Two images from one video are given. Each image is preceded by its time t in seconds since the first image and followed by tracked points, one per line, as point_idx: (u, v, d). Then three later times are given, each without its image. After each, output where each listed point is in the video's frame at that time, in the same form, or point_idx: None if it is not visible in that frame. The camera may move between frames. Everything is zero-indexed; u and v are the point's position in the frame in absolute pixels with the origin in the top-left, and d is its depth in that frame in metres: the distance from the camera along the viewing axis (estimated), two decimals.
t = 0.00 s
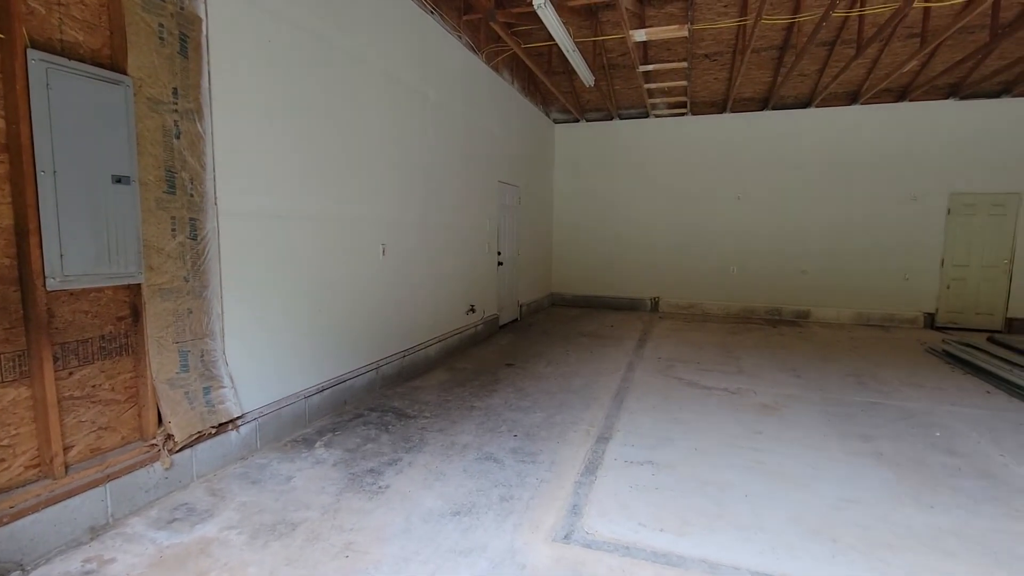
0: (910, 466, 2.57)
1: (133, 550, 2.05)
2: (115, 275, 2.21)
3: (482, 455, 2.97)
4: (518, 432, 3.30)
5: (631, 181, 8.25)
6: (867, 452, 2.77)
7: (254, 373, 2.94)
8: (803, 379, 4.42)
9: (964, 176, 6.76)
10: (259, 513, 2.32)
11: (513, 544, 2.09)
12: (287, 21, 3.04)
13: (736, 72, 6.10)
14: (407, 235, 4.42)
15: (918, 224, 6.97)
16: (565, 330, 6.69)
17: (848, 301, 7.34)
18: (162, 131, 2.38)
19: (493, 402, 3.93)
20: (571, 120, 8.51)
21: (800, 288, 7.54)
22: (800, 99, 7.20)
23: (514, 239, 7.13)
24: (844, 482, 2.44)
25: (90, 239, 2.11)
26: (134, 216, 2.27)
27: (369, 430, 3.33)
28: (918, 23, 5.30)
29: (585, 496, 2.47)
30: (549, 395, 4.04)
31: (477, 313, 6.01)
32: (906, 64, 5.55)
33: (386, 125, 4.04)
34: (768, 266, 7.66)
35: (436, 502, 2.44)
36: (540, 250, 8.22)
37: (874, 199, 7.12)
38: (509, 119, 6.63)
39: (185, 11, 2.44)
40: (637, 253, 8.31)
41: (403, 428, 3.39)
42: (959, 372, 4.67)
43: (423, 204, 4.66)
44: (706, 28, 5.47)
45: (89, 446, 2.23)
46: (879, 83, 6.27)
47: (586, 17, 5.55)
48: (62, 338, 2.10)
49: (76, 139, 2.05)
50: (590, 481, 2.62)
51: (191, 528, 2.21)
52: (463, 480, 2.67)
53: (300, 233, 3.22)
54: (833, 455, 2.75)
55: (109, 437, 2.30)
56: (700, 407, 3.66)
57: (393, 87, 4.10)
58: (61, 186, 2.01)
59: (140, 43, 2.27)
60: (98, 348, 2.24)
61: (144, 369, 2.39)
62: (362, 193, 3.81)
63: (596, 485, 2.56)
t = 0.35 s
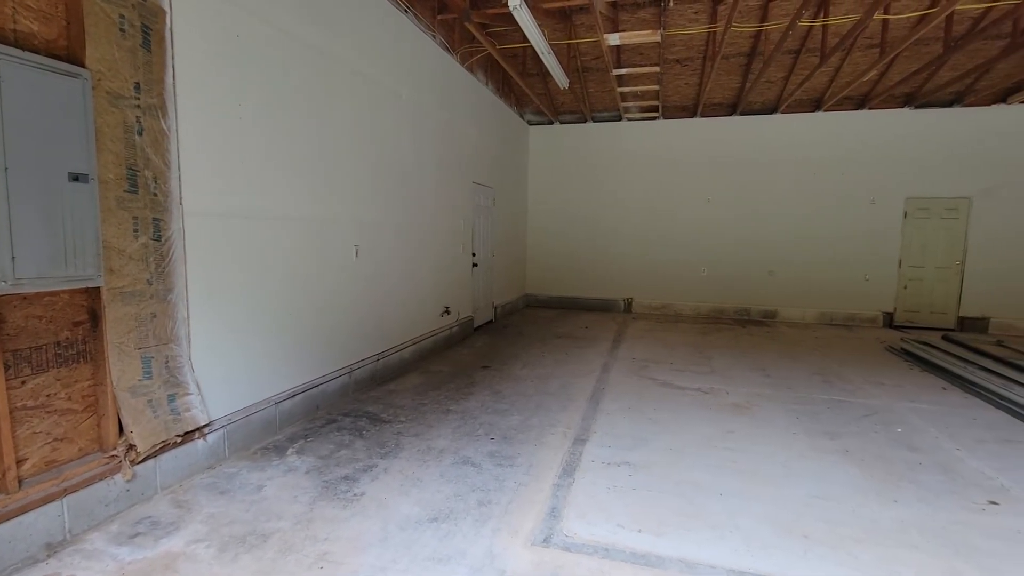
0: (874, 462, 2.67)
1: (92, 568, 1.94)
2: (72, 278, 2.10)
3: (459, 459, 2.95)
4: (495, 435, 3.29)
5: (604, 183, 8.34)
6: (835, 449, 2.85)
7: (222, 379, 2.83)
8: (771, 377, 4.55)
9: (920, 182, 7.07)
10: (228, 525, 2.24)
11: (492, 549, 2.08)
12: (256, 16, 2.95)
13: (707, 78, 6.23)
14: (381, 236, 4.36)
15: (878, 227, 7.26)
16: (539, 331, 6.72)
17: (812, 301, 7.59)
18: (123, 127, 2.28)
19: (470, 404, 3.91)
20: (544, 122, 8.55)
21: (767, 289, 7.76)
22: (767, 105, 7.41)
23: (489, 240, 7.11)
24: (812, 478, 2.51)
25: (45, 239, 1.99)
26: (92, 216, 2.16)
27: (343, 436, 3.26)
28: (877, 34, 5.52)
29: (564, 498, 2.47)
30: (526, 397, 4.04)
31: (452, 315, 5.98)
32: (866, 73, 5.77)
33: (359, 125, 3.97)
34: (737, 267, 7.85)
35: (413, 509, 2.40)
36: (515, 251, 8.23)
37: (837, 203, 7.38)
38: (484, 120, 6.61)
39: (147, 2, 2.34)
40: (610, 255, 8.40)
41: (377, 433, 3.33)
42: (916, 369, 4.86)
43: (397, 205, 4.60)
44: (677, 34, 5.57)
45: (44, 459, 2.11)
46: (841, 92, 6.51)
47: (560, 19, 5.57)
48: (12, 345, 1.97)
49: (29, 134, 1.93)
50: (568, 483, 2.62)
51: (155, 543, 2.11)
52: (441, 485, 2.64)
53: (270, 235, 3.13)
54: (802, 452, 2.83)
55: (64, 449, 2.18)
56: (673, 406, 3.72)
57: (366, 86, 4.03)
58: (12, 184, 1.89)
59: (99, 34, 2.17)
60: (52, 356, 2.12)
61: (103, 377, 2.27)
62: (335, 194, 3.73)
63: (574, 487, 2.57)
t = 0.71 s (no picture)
0: (838, 455, 2.77)
1: None
2: (21, 280, 1.98)
3: (434, 462, 2.92)
4: (469, 437, 3.27)
5: (577, 185, 8.42)
6: (800, 444, 2.95)
7: (185, 386, 2.73)
8: (740, 375, 4.67)
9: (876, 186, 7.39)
10: (192, 538, 2.15)
11: (469, 553, 2.06)
12: (221, 9, 2.85)
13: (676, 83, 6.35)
14: (352, 237, 4.28)
15: (838, 229, 7.56)
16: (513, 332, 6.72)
17: (777, 300, 7.84)
18: (77, 122, 2.17)
19: (444, 407, 3.87)
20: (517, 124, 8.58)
21: (734, 289, 7.97)
22: (733, 110, 7.62)
23: (461, 241, 7.07)
24: (780, 473, 2.58)
25: None
26: (43, 215, 2.04)
27: (314, 442, 3.18)
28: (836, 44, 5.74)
29: (540, 499, 2.47)
30: (500, 398, 4.03)
31: (425, 316, 5.92)
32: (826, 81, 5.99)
33: (329, 123, 3.89)
34: (705, 268, 8.04)
35: (388, 515, 2.36)
36: (488, 252, 8.21)
37: (799, 206, 7.65)
38: (456, 121, 6.58)
39: None
40: (583, 256, 8.49)
41: (350, 438, 3.27)
42: (874, 365, 5.06)
43: (369, 205, 4.53)
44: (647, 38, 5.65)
45: None
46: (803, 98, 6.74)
47: (533, 21, 5.60)
48: None
49: None
50: (543, 483, 2.63)
51: (114, 558, 2.01)
52: (416, 490, 2.61)
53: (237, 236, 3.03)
54: (770, 448, 2.91)
55: (14, 462, 2.05)
56: (646, 405, 3.77)
57: (337, 84, 3.96)
58: None
59: (51, 23, 2.06)
60: None
61: (56, 385, 2.15)
62: (305, 193, 3.64)
63: (549, 488, 2.57)
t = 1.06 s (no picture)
0: (810, 451, 2.84)
1: None
2: None
3: (413, 466, 2.88)
4: (448, 440, 3.24)
5: (554, 185, 8.45)
6: (774, 441, 3.02)
7: (152, 393, 2.63)
8: (715, 373, 4.75)
9: (842, 189, 7.63)
10: (160, 550, 2.06)
11: (449, 558, 2.04)
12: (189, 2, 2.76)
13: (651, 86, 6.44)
14: (327, 238, 4.21)
15: (806, 230, 7.78)
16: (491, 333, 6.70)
17: (749, 300, 8.03)
18: (34, 117, 2.06)
19: (422, 409, 3.83)
20: (494, 124, 8.57)
21: (708, 289, 8.13)
22: (706, 113, 7.77)
23: (439, 242, 7.02)
24: (755, 469, 2.63)
25: None
26: None
27: (288, 447, 3.11)
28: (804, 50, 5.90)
29: (520, 501, 2.46)
30: (479, 400, 4.01)
31: (402, 318, 5.85)
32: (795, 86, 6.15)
33: (303, 122, 3.81)
34: (680, 268, 8.18)
35: (366, 521, 2.31)
36: (465, 253, 8.18)
37: (770, 207, 7.84)
38: (433, 121, 6.53)
39: None
40: (561, 256, 8.52)
41: (326, 443, 3.20)
42: (843, 363, 5.20)
43: (344, 206, 4.45)
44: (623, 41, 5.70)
45: None
46: (773, 103, 6.91)
47: (510, 22, 5.59)
48: None
49: None
50: (523, 485, 2.62)
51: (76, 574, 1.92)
52: (394, 495, 2.57)
53: (207, 236, 2.93)
54: (745, 445, 2.97)
55: None
56: (625, 404, 3.80)
57: (310, 82, 3.88)
58: None
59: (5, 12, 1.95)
60: None
61: (11, 394, 2.04)
62: (277, 193, 3.56)
63: (530, 489, 2.57)
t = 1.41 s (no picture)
0: (773, 443, 2.93)
1: None
2: None
3: (382, 467, 2.83)
4: (419, 440, 3.20)
5: (524, 184, 8.46)
6: (740, 434, 3.10)
7: (103, 398, 2.50)
8: (682, 369, 4.84)
9: (803, 189, 7.90)
10: (114, 562, 1.96)
11: (421, 559, 2.01)
12: None
13: (620, 86, 6.51)
14: (291, 236, 4.09)
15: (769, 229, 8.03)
16: (462, 332, 6.65)
17: (715, 297, 8.24)
18: None
19: (392, 410, 3.78)
20: (464, 122, 8.51)
21: (676, 287, 8.29)
22: (673, 114, 7.92)
23: (409, 240, 6.93)
24: (723, 463, 2.69)
25: None
26: None
27: (252, 451, 3.01)
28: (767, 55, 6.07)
29: (492, 501, 2.44)
30: (450, 399, 3.98)
31: (371, 317, 5.75)
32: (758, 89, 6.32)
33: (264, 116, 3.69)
34: (649, 266, 8.31)
35: (334, 525, 2.26)
36: (436, 251, 8.10)
37: (735, 207, 8.05)
38: (401, 117, 6.44)
39: None
40: (532, 255, 8.54)
41: (291, 445, 3.12)
42: (803, 358, 5.37)
43: (308, 203, 4.33)
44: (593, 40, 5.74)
45: None
46: (737, 105, 7.09)
47: (479, 19, 5.55)
48: None
49: None
50: (495, 484, 2.61)
51: None
52: (363, 497, 2.52)
53: (162, 233, 2.81)
54: (712, 438, 3.03)
55: None
56: (595, 401, 3.84)
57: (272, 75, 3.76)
58: None
59: None
60: None
61: None
62: (238, 189, 3.43)
63: (501, 488, 2.55)
